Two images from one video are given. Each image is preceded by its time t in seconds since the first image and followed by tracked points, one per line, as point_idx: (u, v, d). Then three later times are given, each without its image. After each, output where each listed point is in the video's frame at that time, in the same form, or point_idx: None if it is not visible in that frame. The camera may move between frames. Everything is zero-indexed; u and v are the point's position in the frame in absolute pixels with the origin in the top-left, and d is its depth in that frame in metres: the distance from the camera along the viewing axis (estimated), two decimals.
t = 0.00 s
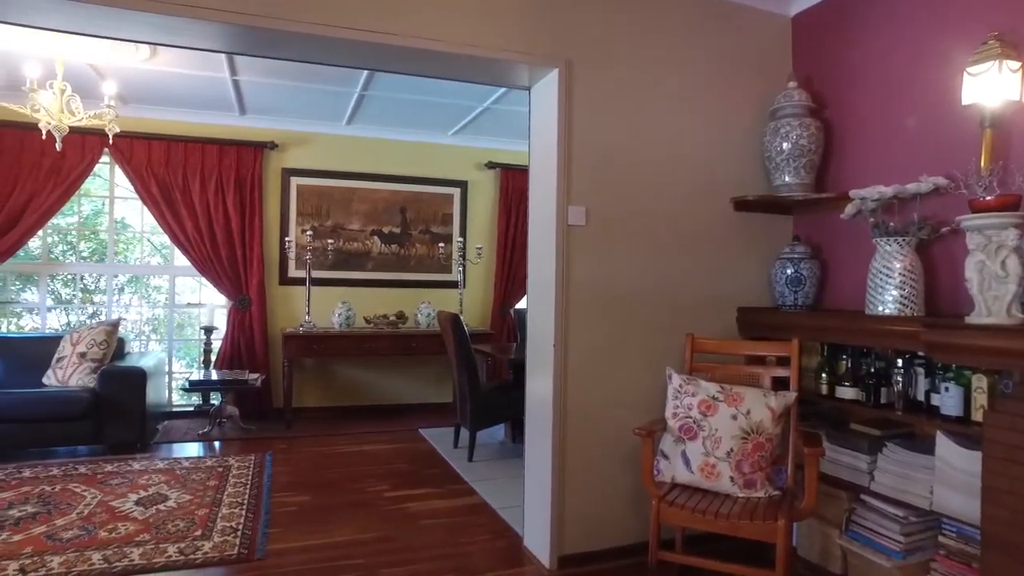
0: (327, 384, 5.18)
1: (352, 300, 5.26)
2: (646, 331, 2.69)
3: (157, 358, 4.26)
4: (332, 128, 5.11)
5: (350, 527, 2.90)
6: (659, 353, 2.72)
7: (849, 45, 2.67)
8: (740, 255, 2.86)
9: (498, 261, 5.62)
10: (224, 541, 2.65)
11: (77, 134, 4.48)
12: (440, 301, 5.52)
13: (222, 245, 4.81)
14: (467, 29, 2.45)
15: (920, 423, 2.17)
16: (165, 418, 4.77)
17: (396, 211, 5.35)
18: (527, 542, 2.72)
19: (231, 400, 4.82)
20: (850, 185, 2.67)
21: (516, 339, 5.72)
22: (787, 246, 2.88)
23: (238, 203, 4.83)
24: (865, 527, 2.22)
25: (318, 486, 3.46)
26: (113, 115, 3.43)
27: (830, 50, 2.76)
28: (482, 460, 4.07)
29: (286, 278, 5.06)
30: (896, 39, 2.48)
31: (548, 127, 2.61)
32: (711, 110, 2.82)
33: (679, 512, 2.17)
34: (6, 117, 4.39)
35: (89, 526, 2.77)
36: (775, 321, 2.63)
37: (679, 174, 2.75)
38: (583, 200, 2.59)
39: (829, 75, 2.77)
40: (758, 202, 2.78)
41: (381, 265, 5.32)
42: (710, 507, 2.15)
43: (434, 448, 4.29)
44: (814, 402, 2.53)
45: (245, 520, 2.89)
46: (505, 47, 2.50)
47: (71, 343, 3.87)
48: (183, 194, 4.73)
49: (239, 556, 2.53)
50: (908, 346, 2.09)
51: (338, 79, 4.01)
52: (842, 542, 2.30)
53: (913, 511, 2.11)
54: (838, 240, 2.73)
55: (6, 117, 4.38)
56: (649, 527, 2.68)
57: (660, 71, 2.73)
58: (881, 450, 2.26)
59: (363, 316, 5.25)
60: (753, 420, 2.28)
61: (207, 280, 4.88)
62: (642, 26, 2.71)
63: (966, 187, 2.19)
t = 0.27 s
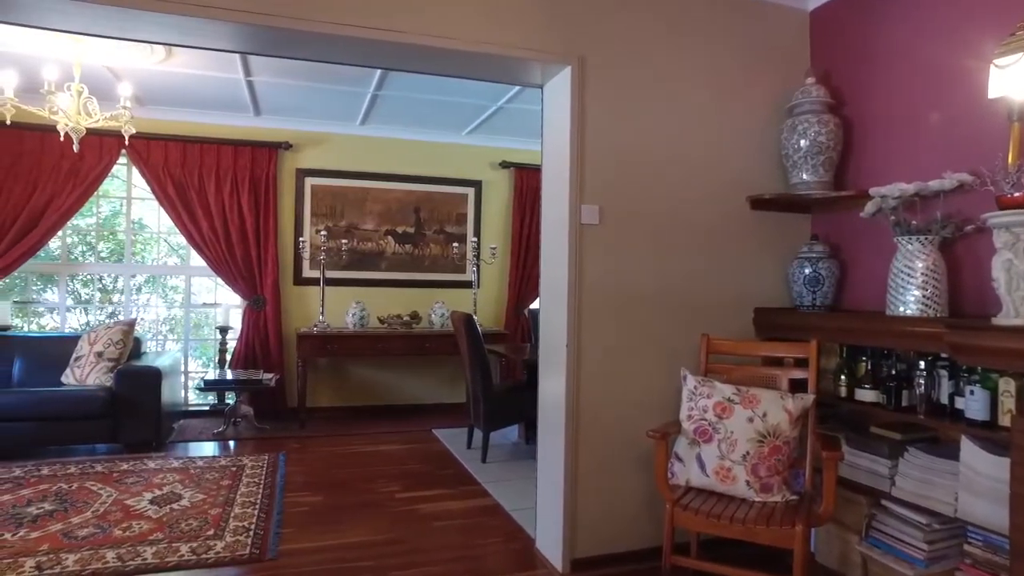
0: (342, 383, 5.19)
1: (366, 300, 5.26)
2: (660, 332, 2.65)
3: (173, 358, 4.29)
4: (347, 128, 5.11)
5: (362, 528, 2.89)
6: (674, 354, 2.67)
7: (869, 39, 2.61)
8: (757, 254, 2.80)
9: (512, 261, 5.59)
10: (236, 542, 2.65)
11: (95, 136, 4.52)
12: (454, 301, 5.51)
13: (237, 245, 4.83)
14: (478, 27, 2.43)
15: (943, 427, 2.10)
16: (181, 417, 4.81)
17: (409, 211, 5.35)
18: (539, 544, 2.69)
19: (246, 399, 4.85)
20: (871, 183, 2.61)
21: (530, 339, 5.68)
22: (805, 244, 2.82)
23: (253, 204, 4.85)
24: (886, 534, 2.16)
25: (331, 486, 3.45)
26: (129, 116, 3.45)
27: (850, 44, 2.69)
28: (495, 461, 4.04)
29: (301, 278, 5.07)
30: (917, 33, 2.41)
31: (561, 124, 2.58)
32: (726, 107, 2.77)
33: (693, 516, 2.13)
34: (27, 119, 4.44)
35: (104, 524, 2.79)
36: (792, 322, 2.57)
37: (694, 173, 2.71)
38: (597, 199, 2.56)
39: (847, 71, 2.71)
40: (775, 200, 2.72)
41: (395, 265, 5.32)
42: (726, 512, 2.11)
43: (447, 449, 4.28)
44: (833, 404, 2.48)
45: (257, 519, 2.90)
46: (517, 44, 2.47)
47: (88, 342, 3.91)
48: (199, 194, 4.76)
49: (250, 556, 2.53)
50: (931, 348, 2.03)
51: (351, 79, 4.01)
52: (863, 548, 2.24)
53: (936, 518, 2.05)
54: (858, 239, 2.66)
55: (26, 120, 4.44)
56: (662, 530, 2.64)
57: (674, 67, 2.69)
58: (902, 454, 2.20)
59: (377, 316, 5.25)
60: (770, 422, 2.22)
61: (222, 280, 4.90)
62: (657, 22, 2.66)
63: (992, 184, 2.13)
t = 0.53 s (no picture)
0: (357, 383, 5.19)
1: (381, 300, 5.26)
2: (676, 332, 2.60)
3: (190, 357, 4.32)
4: (362, 128, 5.11)
5: (375, 529, 2.87)
6: (690, 355, 2.62)
7: (892, 32, 2.53)
8: (776, 253, 2.74)
9: (528, 261, 5.55)
10: (248, 542, 2.64)
11: (113, 137, 4.57)
12: (469, 301, 5.48)
13: (253, 245, 4.85)
14: (491, 22, 2.39)
15: (972, 431, 2.03)
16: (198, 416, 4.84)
17: (425, 210, 5.33)
18: (553, 548, 2.65)
19: (262, 399, 4.86)
20: (895, 179, 2.53)
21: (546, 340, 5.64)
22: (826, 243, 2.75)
23: (268, 204, 4.87)
24: (912, 542, 2.09)
25: (344, 486, 3.44)
26: (145, 117, 3.46)
27: (873, 37, 2.62)
28: (510, 463, 4.01)
29: (316, 278, 5.08)
30: (943, 24, 2.34)
31: (575, 121, 2.54)
32: (745, 102, 2.71)
33: (710, 521, 2.07)
34: (48, 121, 4.50)
35: (119, 522, 2.79)
36: (813, 322, 2.50)
37: (711, 170, 2.65)
38: (611, 197, 2.51)
39: (870, 64, 2.63)
40: (794, 198, 2.66)
41: (410, 265, 5.31)
42: (744, 517, 2.05)
43: (461, 450, 4.25)
44: (855, 407, 2.41)
45: (270, 519, 2.89)
46: (530, 39, 2.43)
47: (106, 341, 3.93)
48: (215, 194, 4.78)
49: (261, 556, 2.52)
50: (959, 349, 1.95)
51: (365, 78, 3.99)
52: (887, 556, 2.17)
53: (964, 527, 1.97)
54: (881, 237, 2.59)
55: (47, 121, 4.49)
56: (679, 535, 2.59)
57: (691, 62, 2.63)
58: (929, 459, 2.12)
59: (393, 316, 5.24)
60: (789, 426, 2.16)
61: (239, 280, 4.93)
62: (672, 17, 2.61)
63: None
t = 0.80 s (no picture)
0: (372, 383, 5.18)
1: (396, 299, 5.25)
2: (692, 333, 2.54)
3: (205, 356, 4.34)
4: (377, 127, 5.10)
5: (386, 531, 2.85)
6: (707, 356, 2.55)
7: (918, 23, 2.44)
8: (796, 252, 2.66)
9: (544, 260, 5.50)
10: (260, 542, 2.63)
11: (131, 138, 4.61)
12: (484, 300, 5.45)
13: (268, 245, 4.86)
14: (503, 17, 2.35)
15: (1003, 438, 1.94)
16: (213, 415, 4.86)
17: (440, 210, 5.31)
18: (566, 552, 2.60)
19: (277, 398, 4.87)
20: (920, 175, 2.45)
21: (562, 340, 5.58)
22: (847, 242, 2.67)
23: (284, 203, 4.88)
24: (940, 552, 2.01)
25: (357, 487, 3.43)
26: (160, 117, 3.47)
27: (897, 28, 2.53)
28: (524, 464, 3.96)
29: (331, 277, 5.08)
30: (971, 14, 2.25)
31: (589, 117, 2.48)
32: (763, 97, 2.63)
33: (726, 528, 2.00)
34: (67, 122, 4.55)
35: (133, 521, 2.80)
36: (834, 323, 2.43)
37: (729, 167, 2.58)
38: (626, 194, 2.46)
39: (894, 57, 2.55)
40: (814, 195, 2.58)
41: (425, 264, 5.29)
42: (762, 524, 1.98)
43: (475, 451, 4.22)
44: (878, 411, 2.33)
45: (282, 520, 2.88)
46: (542, 34, 2.38)
47: (123, 340, 3.96)
48: (231, 194, 4.80)
49: (272, 557, 2.50)
50: (988, 352, 1.88)
51: (379, 76, 3.97)
52: (913, 567, 2.09)
53: (996, 537, 1.89)
54: (906, 235, 2.50)
55: (67, 123, 4.54)
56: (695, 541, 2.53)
57: (708, 56, 2.57)
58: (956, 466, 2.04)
59: (407, 316, 5.23)
60: (809, 430, 2.09)
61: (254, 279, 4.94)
62: (689, 10, 2.55)
63: None
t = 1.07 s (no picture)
0: (387, 383, 5.17)
1: (411, 300, 5.23)
2: (708, 335, 2.47)
3: (221, 356, 4.35)
4: (392, 127, 5.09)
5: (397, 534, 2.82)
6: (724, 359, 2.48)
7: (943, 14, 2.36)
8: (816, 252, 2.58)
9: (560, 260, 5.44)
10: (270, 544, 2.62)
11: (148, 140, 4.65)
12: (500, 301, 5.41)
13: (284, 245, 4.87)
14: (513, 12, 2.30)
15: None
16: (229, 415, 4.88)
17: (455, 210, 5.28)
18: (578, 558, 2.55)
19: (293, 398, 4.88)
20: (947, 172, 2.35)
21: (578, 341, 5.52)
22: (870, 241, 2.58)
23: (299, 204, 4.89)
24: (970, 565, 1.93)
25: (369, 489, 3.41)
26: (175, 119, 3.48)
27: (923, 19, 2.44)
28: (538, 467, 3.92)
29: (347, 278, 5.08)
30: (1002, 3, 2.15)
31: (602, 114, 2.43)
32: (782, 92, 2.56)
33: (743, 537, 1.94)
34: (87, 125, 4.60)
35: (146, 521, 2.80)
36: (856, 325, 2.34)
37: (746, 164, 2.51)
38: (639, 193, 2.40)
39: (920, 49, 2.46)
40: (836, 193, 2.50)
41: (440, 264, 5.26)
42: (780, 534, 1.91)
43: (489, 452, 4.18)
44: (903, 417, 2.24)
45: (293, 522, 2.86)
46: (553, 30, 2.33)
47: (139, 340, 4.00)
48: (246, 195, 4.82)
49: (282, 560, 2.49)
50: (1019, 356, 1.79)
51: (393, 75, 3.95)
52: None
53: None
54: (932, 234, 2.41)
55: (86, 125, 4.59)
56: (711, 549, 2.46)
57: (724, 51, 2.50)
58: (986, 475, 1.95)
59: (422, 316, 5.21)
60: (829, 436, 2.02)
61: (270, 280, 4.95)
62: (705, 3, 2.48)
63: None
